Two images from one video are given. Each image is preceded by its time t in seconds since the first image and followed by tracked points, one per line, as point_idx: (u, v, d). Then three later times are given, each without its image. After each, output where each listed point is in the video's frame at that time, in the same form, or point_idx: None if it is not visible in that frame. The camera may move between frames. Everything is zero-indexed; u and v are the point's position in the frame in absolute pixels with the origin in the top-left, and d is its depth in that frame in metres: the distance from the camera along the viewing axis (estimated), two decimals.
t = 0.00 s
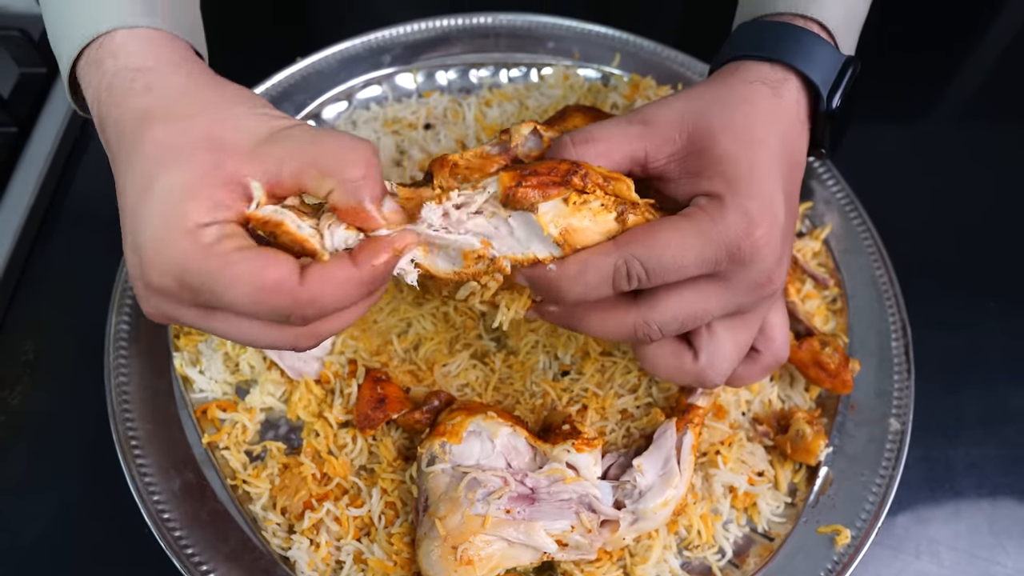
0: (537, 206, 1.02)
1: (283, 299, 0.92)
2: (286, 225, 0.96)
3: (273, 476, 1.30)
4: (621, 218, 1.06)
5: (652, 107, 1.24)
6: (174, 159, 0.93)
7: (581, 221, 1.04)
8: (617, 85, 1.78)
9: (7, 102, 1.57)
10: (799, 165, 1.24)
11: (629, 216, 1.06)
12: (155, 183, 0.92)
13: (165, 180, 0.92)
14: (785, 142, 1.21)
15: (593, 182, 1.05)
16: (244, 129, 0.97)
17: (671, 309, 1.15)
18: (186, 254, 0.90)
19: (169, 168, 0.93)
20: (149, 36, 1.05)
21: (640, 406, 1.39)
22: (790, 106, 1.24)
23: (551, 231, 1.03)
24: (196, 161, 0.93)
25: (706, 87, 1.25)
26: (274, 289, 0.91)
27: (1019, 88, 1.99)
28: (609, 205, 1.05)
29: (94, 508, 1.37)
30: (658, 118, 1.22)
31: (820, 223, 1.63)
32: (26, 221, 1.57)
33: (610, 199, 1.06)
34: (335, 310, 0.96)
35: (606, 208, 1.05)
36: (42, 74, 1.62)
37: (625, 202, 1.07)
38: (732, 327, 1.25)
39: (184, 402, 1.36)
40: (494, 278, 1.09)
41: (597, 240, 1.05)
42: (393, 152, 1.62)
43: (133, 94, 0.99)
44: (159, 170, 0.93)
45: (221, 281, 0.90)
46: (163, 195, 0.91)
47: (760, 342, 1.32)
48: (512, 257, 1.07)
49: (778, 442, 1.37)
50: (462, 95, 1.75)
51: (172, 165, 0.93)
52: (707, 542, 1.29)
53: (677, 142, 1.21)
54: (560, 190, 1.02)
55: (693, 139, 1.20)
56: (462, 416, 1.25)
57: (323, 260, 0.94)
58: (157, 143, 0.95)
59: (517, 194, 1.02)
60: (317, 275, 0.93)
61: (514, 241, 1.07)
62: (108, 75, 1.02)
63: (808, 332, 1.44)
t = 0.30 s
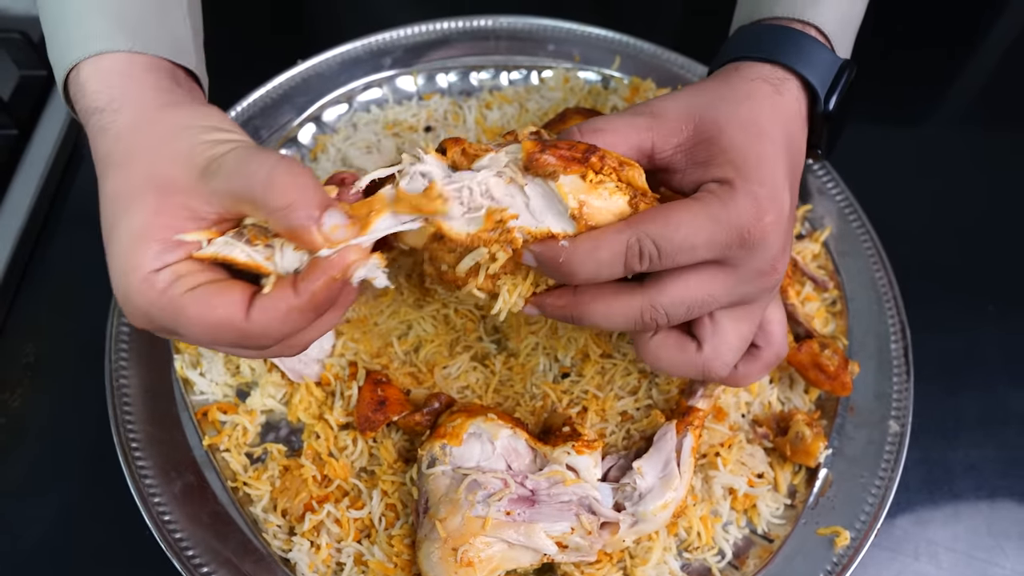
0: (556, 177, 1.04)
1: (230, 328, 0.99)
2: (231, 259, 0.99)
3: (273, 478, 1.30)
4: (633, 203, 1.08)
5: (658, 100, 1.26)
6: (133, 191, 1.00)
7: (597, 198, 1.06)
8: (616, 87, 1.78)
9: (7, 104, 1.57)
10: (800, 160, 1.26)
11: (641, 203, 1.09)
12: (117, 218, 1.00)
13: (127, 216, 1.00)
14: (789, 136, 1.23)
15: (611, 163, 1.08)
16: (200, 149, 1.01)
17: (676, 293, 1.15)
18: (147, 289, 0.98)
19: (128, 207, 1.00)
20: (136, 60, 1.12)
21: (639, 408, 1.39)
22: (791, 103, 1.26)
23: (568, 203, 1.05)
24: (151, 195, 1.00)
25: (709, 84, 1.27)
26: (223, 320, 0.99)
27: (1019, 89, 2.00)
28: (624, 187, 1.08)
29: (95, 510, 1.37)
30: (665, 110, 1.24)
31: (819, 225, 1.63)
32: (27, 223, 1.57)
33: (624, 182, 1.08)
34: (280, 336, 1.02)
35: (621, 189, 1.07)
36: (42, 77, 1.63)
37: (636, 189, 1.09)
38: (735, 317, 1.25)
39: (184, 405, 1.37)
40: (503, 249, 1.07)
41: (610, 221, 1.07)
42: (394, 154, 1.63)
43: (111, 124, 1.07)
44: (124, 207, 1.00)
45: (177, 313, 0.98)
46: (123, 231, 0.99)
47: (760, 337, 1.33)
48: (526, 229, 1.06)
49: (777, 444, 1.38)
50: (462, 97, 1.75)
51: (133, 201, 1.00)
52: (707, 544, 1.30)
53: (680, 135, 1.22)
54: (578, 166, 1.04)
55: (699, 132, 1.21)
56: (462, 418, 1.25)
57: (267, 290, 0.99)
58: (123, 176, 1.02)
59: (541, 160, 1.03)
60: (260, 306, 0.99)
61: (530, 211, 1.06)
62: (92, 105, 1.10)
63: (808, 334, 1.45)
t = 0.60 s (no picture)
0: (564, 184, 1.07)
1: (162, 366, 1.04)
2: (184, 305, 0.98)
3: (276, 480, 1.30)
4: (640, 205, 1.11)
5: (667, 98, 1.27)
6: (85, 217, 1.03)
7: (604, 202, 1.08)
8: (618, 89, 1.78)
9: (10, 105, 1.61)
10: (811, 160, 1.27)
11: (648, 204, 1.11)
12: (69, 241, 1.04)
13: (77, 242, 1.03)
14: (800, 134, 1.24)
15: (617, 167, 1.10)
16: (141, 183, 0.99)
17: (678, 297, 1.16)
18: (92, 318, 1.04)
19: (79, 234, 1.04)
20: (105, 69, 1.14)
21: (641, 411, 1.40)
22: (803, 101, 1.26)
23: (576, 209, 1.08)
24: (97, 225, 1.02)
25: (722, 81, 1.27)
26: (157, 358, 1.04)
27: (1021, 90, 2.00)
28: (630, 190, 1.10)
29: (97, 511, 1.37)
30: (674, 108, 1.24)
31: (820, 227, 1.63)
32: (30, 226, 1.57)
33: (631, 185, 1.11)
34: (207, 382, 1.05)
35: (628, 192, 1.10)
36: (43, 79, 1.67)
37: (642, 189, 1.12)
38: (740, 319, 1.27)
39: (188, 406, 1.36)
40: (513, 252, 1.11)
41: (617, 223, 1.10)
42: (396, 157, 1.63)
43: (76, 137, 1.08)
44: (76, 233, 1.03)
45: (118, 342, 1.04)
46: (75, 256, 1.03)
47: (774, 336, 1.33)
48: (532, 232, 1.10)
49: (779, 446, 1.38)
50: (465, 99, 1.75)
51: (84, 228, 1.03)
52: (709, 546, 1.30)
53: (690, 131, 1.23)
54: (585, 170, 1.07)
55: (711, 130, 1.22)
56: (465, 420, 1.26)
57: (200, 344, 1.00)
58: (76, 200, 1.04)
59: (547, 166, 1.06)
60: (192, 357, 1.02)
61: (537, 213, 1.09)
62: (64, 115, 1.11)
63: (809, 337, 1.44)
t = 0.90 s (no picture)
0: (486, 204, 1.16)
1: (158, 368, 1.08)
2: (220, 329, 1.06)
3: (276, 481, 1.30)
4: (566, 214, 1.14)
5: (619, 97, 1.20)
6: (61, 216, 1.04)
7: (527, 218, 1.15)
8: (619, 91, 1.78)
9: (11, 107, 1.63)
10: (775, 149, 1.14)
11: (575, 211, 1.14)
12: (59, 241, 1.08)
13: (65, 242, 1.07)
14: (752, 124, 1.12)
15: (544, 182, 1.16)
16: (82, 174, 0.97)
17: (609, 309, 1.14)
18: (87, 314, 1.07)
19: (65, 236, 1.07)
20: (98, 62, 1.15)
21: (641, 412, 1.40)
22: (759, 88, 1.16)
23: (498, 227, 1.15)
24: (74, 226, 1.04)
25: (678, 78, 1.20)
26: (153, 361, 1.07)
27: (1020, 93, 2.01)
28: (554, 202, 1.15)
29: (98, 512, 1.37)
30: (619, 106, 1.18)
31: (820, 229, 1.64)
32: (31, 227, 1.58)
33: (557, 197, 1.15)
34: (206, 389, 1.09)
35: (552, 204, 1.15)
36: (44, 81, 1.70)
37: (574, 199, 1.16)
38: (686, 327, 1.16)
39: (189, 407, 1.35)
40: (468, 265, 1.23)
41: (545, 234, 1.15)
42: (397, 160, 1.64)
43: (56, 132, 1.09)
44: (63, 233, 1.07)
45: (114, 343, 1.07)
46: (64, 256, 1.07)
47: (754, 335, 1.24)
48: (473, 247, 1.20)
49: (779, 447, 1.38)
50: (465, 102, 1.76)
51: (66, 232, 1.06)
52: (709, 547, 1.30)
53: (631, 127, 1.16)
54: (508, 192, 1.15)
55: (647, 127, 1.14)
56: (465, 422, 1.26)
57: (199, 356, 1.04)
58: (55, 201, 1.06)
59: (470, 193, 1.17)
60: (190, 363, 1.06)
61: (474, 232, 1.19)
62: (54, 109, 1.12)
63: (809, 339, 1.45)
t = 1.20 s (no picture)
0: (472, 283, 1.21)
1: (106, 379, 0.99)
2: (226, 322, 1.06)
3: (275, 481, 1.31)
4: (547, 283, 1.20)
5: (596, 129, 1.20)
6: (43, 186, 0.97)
7: (510, 292, 1.20)
8: (617, 91, 1.78)
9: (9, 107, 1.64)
10: (754, 151, 1.11)
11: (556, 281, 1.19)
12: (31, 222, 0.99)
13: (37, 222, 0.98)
14: (727, 130, 1.09)
15: (522, 254, 1.19)
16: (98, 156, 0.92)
17: (622, 348, 1.07)
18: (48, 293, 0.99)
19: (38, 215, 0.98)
20: (76, 23, 1.10)
21: (640, 411, 1.40)
22: (729, 92, 1.13)
23: (486, 303, 1.22)
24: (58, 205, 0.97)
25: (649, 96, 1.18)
26: (105, 369, 0.99)
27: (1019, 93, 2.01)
28: (534, 274, 1.19)
29: (98, 512, 1.37)
30: (596, 134, 1.17)
31: (819, 228, 1.64)
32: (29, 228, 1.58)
33: (536, 267, 1.20)
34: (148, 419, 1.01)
35: (532, 276, 1.19)
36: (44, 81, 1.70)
37: (552, 267, 1.20)
38: (698, 335, 1.09)
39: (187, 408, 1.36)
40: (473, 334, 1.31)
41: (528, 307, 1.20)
42: (396, 161, 1.64)
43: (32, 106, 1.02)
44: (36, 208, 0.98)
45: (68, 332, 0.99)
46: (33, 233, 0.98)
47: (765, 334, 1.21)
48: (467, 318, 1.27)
49: (777, 447, 1.39)
50: (464, 102, 1.76)
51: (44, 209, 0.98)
52: (708, 546, 1.30)
53: (607, 155, 1.15)
54: (490, 268, 1.20)
55: (621, 150, 1.13)
56: (464, 422, 1.26)
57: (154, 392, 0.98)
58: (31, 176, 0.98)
59: (455, 276, 1.22)
60: (136, 392, 0.98)
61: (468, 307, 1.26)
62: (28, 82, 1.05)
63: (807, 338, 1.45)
